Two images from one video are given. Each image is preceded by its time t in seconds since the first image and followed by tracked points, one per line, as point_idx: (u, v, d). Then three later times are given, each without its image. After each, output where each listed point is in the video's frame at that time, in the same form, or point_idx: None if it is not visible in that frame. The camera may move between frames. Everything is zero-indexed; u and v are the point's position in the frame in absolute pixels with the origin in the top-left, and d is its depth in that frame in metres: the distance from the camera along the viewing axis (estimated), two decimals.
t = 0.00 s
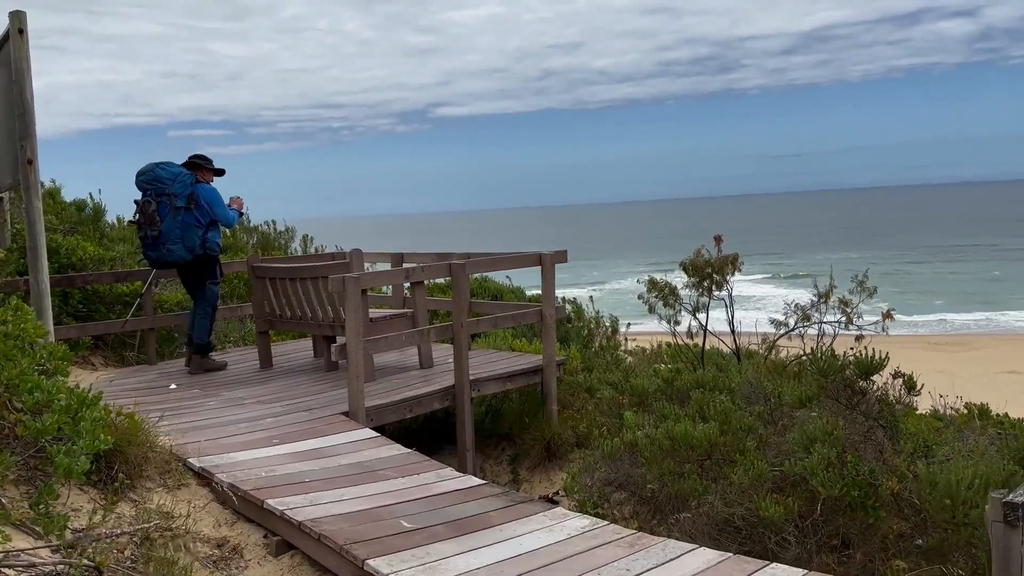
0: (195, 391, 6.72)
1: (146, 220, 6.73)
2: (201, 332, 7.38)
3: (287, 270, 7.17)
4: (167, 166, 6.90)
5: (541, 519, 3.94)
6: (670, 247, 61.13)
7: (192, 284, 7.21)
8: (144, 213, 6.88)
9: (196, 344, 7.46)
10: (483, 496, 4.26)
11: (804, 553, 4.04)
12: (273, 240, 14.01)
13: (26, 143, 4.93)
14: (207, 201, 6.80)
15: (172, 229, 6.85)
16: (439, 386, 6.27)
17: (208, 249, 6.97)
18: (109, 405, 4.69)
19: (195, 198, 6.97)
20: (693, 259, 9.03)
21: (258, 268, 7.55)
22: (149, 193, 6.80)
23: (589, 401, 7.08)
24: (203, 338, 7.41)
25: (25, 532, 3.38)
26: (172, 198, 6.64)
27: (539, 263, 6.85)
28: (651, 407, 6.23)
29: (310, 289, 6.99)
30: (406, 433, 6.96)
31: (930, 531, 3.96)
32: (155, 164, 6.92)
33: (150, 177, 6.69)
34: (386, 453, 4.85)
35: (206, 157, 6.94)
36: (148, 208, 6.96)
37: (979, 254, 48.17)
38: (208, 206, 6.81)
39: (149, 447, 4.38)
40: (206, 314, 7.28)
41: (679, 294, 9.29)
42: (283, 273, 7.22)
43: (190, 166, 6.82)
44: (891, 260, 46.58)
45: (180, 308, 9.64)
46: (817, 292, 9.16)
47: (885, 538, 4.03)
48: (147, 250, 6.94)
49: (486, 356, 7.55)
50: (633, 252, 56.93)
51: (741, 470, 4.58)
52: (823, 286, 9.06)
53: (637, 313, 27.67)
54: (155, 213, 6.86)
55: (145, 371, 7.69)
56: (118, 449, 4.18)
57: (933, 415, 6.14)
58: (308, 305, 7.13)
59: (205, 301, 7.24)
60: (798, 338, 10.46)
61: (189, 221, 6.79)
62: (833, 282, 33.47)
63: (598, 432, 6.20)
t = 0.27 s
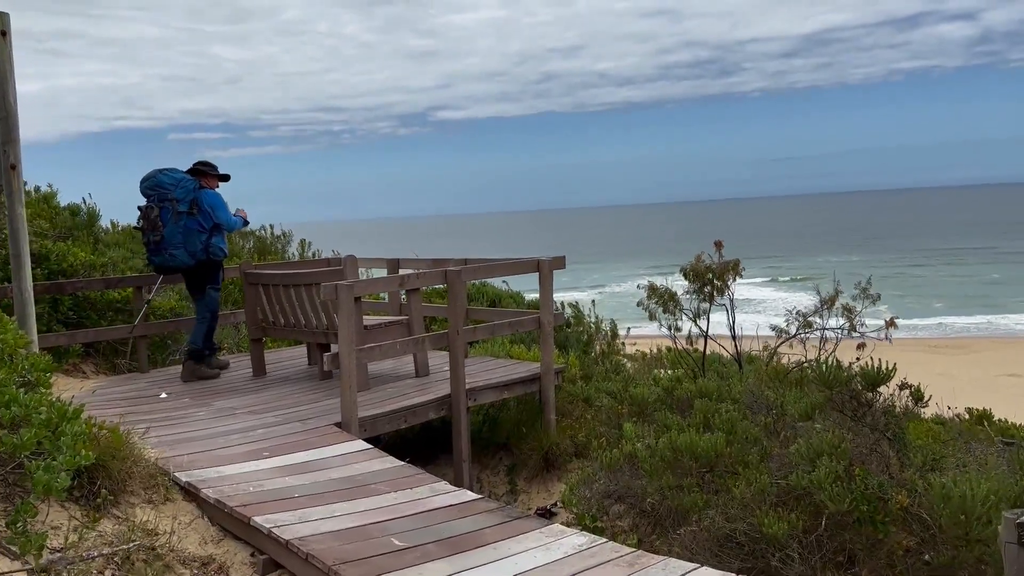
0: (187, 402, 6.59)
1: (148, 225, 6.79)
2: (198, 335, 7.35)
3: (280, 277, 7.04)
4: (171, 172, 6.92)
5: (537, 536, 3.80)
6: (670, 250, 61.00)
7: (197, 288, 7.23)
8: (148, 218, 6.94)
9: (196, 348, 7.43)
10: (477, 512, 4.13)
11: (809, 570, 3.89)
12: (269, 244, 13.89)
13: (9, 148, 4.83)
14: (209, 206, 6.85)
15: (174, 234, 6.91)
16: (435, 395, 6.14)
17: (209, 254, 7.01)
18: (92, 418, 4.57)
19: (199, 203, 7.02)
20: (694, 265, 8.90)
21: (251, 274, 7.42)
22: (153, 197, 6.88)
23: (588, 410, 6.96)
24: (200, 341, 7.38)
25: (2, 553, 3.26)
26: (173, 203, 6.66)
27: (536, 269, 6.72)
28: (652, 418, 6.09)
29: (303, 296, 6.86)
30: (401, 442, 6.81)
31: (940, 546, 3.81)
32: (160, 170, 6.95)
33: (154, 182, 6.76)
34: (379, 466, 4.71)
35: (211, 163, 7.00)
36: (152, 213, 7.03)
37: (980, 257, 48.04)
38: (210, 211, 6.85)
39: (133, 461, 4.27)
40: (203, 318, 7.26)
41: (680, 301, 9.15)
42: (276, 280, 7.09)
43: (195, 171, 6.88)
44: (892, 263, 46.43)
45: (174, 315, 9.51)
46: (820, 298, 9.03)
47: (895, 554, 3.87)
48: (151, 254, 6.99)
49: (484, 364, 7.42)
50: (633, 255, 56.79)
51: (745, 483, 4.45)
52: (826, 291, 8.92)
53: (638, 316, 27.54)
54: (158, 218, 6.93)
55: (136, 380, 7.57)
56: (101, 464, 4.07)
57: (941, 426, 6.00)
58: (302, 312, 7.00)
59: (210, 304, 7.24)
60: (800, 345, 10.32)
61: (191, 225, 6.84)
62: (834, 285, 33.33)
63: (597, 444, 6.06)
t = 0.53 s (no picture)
0: (173, 409, 6.47)
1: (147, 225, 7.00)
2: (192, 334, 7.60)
3: (268, 281, 6.92)
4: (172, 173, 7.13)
5: (528, 550, 3.68)
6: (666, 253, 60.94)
7: (193, 287, 7.45)
8: (148, 217, 7.14)
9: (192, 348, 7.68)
10: (467, 523, 4.00)
11: None
12: (262, 248, 13.76)
13: None
14: (207, 209, 7.04)
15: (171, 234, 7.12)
16: (426, 402, 6.02)
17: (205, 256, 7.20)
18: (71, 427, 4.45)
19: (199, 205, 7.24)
20: (689, 269, 8.79)
21: (240, 278, 7.30)
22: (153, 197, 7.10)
23: (582, 417, 6.84)
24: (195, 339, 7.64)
25: None
26: (172, 205, 6.86)
27: (529, 273, 6.61)
28: (646, 425, 5.97)
29: (292, 301, 6.74)
30: (392, 449, 6.69)
31: (941, 559, 3.69)
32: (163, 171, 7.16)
33: (154, 182, 6.98)
34: (366, 476, 4.59)
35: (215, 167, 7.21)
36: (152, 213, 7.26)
37: (976, 260, 48.05)
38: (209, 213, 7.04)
39: (112, 472, 4.15)
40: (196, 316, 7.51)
41: (675, 305, 9.04)
42: (265, 284, 6.97)
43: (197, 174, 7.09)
44: (888, 266, 46.41)
45: (162, 319, 9.38)
46: (817, 302, 8.91)
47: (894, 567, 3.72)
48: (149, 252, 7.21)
49: (476, 369, 7.30)
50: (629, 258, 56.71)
51: (742, 493, 4.33)
52: (823, 295, 8.81)
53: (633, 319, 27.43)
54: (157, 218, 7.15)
55: (124, 386, 7.45)
56: (78, 474, 3.95)
57: (942, 432, 5.88)
58: (291, 317, 6.87)
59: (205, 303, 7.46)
60: (797, 349, 10.21)
61: (188, 226, 7.05)
62: (831, 288, 33.27)
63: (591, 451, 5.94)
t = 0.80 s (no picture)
0: (156, 415, 6.32)
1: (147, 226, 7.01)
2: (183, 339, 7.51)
3: (254, 284, 6.77)
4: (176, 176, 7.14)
5: (517, 562, 3.55)
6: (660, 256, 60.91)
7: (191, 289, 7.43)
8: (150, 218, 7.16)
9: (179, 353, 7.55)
10: (455, 534, 3.87)
11: None
12: (252, 250, 13.62)
13: None
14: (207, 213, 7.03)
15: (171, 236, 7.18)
16: (415, 408, 5.88)
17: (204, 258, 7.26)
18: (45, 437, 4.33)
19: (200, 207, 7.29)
20: (684, 271, 8.67)
21: (225, 281, 7.16)
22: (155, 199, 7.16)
23: (576, 422, 6.71)
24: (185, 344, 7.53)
25: None
26: (172, 207, 6.87)
27: (521, 276, 6.48)
28: (640, 430, 5.85)
29: (279, 305, 6.60)
30: (382, 456, 6.58)
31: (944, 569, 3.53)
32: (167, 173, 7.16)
33: (157, 185, 7.00)
34: (352, 484, 4.45)
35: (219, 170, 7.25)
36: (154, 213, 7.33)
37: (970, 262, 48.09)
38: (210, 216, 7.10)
39: (87, 482, 4.03)
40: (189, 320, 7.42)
41: (669, 307, 8.93)
42: (250, 287, 6.82)
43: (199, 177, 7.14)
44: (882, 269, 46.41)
45: (149, 323, 9.24)
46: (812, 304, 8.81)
47: None
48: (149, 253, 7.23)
49: (467, 374, 7.16)
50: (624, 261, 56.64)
51: (739, 501, 4.21)
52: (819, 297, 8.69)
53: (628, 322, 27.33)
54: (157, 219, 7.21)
55: (107, 392, 7.30)
56: (51, 485, 3.84)
57: (942, 435, 5.76)
58: (278, 320, 6.73)
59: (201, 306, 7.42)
60: (793, 352, 10.09)
61: (187, 228, 7.10)
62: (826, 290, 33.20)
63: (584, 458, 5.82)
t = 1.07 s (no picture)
0: (141, 423, 6.16)
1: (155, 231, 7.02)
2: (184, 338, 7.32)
3: (241, 289, 6.62)
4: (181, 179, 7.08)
5: None
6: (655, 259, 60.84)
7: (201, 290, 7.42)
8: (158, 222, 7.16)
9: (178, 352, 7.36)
10: (447, 549, 3.72)
11: None
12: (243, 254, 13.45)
13: None
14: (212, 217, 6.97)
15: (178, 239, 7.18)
16: (406, 416, 5.73)
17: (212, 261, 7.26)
18: (20, 450, 4.18)
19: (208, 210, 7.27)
20: (680, 274, 8.54)
21: (212, 286, 7.00)
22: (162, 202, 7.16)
23: (571, 429, 6.57)
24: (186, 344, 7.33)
25: None
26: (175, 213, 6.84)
27: (515, 280, 6.35)
28: (638, 439, 5.70)
29: (267, 310, 6.45)
30: (373, 465, 6.42)
31: None
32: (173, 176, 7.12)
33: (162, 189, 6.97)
34: (340, 497, 4.30)
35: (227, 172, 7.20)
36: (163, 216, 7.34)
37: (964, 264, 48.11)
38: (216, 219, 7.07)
39: (62, 496, 3.88)
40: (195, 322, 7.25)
41: (666, 311, 8.80)
42: (238, 292, 6.67)
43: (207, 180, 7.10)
44: (877, 271, 46.39)
45: (136, 329, 9.07)
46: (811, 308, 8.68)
47: None
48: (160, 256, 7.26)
49: (460, 380, 7.01)
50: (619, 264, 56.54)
51: (743, 514, 4.06)
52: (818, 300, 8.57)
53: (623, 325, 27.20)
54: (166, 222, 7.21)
55: (91, 400, 7.13)
56: (24, 500, 3.69)
57: (948, 442, 5.62)
58: (266, 326, 6.57)
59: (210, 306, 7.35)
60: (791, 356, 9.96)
61: (194, 232, 7.09)
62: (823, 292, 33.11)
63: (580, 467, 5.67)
